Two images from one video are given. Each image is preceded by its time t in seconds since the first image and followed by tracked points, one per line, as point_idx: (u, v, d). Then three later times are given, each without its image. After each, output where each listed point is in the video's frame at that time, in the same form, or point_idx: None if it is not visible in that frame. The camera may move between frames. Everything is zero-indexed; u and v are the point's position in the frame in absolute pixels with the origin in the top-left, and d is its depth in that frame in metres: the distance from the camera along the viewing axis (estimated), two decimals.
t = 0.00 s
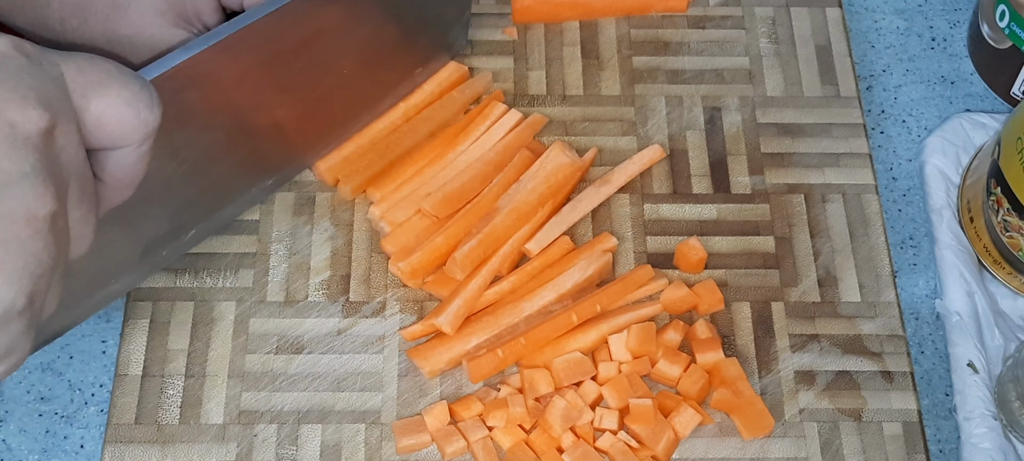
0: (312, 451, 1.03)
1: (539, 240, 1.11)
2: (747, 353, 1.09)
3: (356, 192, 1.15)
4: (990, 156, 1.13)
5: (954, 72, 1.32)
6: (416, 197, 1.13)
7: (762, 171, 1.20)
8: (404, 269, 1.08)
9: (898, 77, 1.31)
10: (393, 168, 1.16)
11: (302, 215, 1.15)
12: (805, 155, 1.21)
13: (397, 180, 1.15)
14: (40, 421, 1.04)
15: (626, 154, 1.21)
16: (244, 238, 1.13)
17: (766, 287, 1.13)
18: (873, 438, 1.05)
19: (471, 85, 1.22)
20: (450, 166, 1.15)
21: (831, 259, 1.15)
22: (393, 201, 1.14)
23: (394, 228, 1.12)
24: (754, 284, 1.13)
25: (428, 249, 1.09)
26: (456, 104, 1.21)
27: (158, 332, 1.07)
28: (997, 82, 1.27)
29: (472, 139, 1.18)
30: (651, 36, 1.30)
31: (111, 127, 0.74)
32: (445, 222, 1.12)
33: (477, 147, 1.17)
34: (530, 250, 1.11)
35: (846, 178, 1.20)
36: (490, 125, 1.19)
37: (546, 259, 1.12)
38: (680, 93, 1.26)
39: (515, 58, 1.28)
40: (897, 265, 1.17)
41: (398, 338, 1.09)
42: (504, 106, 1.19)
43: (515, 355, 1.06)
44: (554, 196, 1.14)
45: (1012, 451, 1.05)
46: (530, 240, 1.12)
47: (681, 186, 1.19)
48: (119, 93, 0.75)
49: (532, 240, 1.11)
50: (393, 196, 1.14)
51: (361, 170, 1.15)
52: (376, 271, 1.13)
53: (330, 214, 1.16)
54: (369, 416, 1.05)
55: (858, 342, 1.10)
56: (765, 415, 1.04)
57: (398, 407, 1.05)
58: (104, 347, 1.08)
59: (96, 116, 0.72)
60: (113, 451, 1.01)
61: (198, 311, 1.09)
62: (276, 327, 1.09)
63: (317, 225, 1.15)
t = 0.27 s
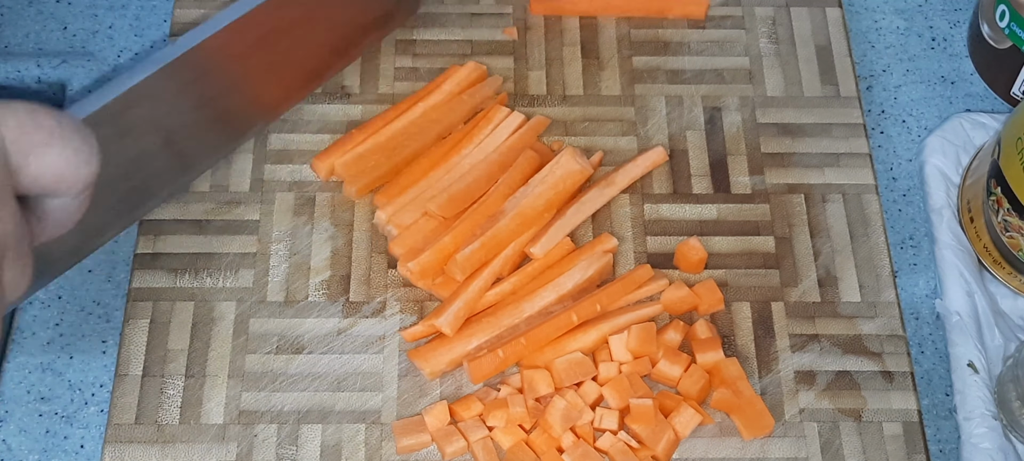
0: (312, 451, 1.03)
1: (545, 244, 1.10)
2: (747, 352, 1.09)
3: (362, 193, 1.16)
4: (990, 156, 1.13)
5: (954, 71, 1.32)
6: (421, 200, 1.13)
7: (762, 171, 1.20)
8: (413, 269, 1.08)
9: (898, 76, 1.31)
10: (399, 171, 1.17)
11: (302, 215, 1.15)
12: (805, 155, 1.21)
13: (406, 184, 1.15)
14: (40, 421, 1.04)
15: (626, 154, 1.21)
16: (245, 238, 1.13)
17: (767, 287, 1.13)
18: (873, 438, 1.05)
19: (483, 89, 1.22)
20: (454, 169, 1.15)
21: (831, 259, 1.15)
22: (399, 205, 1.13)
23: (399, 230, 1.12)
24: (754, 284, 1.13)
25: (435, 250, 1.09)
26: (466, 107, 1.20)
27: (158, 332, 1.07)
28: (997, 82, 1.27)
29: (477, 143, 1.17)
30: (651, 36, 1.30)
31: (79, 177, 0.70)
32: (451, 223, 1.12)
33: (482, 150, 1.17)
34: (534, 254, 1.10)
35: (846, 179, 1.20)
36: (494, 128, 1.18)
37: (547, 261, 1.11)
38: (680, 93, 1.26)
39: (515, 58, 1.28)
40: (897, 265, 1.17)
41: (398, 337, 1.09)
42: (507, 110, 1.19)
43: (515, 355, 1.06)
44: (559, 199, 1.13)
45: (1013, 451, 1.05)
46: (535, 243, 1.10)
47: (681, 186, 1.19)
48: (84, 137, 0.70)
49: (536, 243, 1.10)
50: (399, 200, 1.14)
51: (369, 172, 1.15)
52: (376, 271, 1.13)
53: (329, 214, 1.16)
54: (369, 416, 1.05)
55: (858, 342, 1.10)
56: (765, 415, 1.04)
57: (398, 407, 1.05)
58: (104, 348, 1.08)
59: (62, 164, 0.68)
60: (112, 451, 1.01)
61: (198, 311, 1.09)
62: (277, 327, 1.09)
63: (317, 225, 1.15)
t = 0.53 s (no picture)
0: (312, 451, 1.03)
1: (546, 246, 1.10)
2: (747, 352, 1.09)
3: (369, 194, 1.15)
4: (990, 156, 1.13)
5: (954, 71, 1.32)
6: (424, 202, 1.13)
7: (762, 171, 1.20)
8: (416, 269, 1.08)
9: (898, 77, 1.31)
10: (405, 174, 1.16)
11: (302, 215, 1.15)
12: (805, 155, 1.21)
13: (411, 185, 1.15)
14: (40, 421, 1.04)
15: (626, 154, 1.21)
16: (244, 238, 1.13)
17: (767, 287, 1.13)
18: (873, 438, 1.05)
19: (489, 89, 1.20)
20: (458, 171, 1.16)
21: (831, 259, 1.15)
22: (402, 206, 1.14)
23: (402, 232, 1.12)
24: (754, 283, 1.13)
25: (439, 250, 1.09)
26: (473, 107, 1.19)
27: (157, 331, 1.07)
28: (997, 81, 1.27)
29: (481, 144, 1.17)
30: (651, 36, 1.30)
31: (129, 171, 0.74)
32: (455, 223, 1.12)
33: (486, 151, 1.17)
34: (535, 255, 1.10)
35: (846, 179, 1.20)
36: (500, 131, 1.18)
37: (549, 262, 1.11)
38: (680, 93, 1.26)
39: (515, 58, 1.28)
40: (897, 265, 1.17)
41: (398, 337, 1.09)
42: (512, 112, 1.18)
43: (516, 355, 1.06)
44: (563, 201, 1.13)
45: (1013, 451, 1.05)
46: (536, 244, 1.11)
47: (681, 186, 1.19)
48: (136, 132, 0.75)
49: (539, 245, 1.10)
50: (402, 201, 1.14)
51: (376, 173, 1.14)
52: (376, 271, 1.13)
53: (330, 214, 1.16)
54: (368, 417, 1.05)
55: (858, 342, 1.10)
56: (765, 415, 1.04)
57: (398, 407, 1.05)
58: (104, 348, 1.08)
59: (114, 160, 0.72)
60: (113, 451, 1.01)
61: (198, 311, 1.09)
62: (277, 327, 1.09)
63: (317, 225, 1.15)
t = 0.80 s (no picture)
0: (312, 451, 1.03)
1: (546, 246, 1.10)
2: (747, 352, 1.09)
3: (368, 193, 1.15)
4: (990, 156, 1.13)
5: (953, 71, 1.32)
6: (424, 202, 1.13)
7: (762, 171, 1.20)
8: (415, 270, 1.08)
9: (898, 77, 1.31)
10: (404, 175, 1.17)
11: (302, 215, 1.15)
12: (805, 155, 1.21)
13: (411, 185, 1.15)
14: (40, 421, 1.04)
15: (626, 154, 1.21)
16: (245, 238, 1.13)
17: (767, 287, 1.13)
18: (873, 438, 1.05)
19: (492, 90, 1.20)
20: (458, 171, 1.15)
21: (831, 259, 1.15)
22: (403, 206, 1.14)
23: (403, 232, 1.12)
24: (754, 283, 1.13)
25: (439, 250, 1.09)
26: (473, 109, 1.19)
27: (158, 332, 1.07)
28: (997, 82, 1.27)
29: (481, 144, 1.17)
30: (651, 37, 1.30)
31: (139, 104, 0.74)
32: (455, 223, 1.12)
33: (486, 151, 1.17)
34: (535, 255, 1.10)
35: (846, 179, 1.20)
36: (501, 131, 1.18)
37: (549, 263, 1.11)
38: (680, 93, 1.26)
39: (515, 58, 1.28)
40: (897, 265, 1.17)
41: (398, 337, 1.09)
42: (512, 112, 1.18)
43: (516, 355, 1.06)
44: (563, 202, 1.13)
45: (1013, 451, 1.05)
46: (536, 244, 1.11)
47: (681, 186, 1.19)
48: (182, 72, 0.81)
49: (539, 245, 1.10)
50: (402, 201, 1.14)
51: (375, 172, 1.15)
52: (376, 270, 1.13)
53: (330, 214, 1.16)
54: (368, 417, 1.05)
55: (858, 342, 1.10)
56: (765, 415, 1.04)
57: (398, 407, 1.05)
58: (104, 347, 1.08)
59: (160, 88, 0.77)
60: (113, 451, 1.01)
61: (199, 311, 1.09)
62: (277, 327, 1.09)
63: (317, 225, 1.15)
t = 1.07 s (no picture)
0: (312, 451, 1.03)
1: (551, 250, 1.09)
2: (747, 352, 1.09)
3: (371, 196, 1.15)
4: (990, 156, 1.13)
5: (953, 71, 1.32)
6: (429, 206, 1.13)
7: (762, 171, 1.20)
8: (418, 270, 1.08)
9: (898, 77, 1.31)
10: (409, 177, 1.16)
11: (302, 215, 1.15)
12: (805, 155, 1.21)
13: (416, 189, 1.15)
14: (41, 421, 1.04)
15: (626, 154, 1.21)
16: (245, 238, 1.13)
17: (767, 287, 1.13)
18: (873, 438, 1.05)
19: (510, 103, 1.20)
20: (465, 177, 1.15)
21: (831, 259, 1.15)
22: (406, 209, 1.13)
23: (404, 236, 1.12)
24: (754, 283, 1.13)
25: (442, 252, 1.08)
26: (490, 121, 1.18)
27: (158, 331, 1.07)
28: (997, 81, 1.27)
29: (490, 152, 1.17)
30: (651, 37, 1.30)
31: (127, 176, 0.73)
32: (459, 227, 1.11)
33: (493, 159, 1.17)
34: (540, 260, 1.10)
35: (846, 178, 1.20)
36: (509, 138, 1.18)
37: (553, 268, 1.11)
38: (680, 93, 1.26)
39: (515, 58, 1.28)
40: (897, 265, 1.17)
41: (398, 337, 1.09)
42: (523, 122, 1.18)
43: (518, 356, 1.05)
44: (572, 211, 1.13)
45: (1012, 451, 1.05)
46: (542, 249, 1.10)
47: (681, 186, 1.19)
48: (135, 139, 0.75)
49: (545, 250, 1.09)
50: (406, 205, 1.13)
51: (382, 176, 1.14)
52: (376, 270, 1.13)
53: (330, 214, 1.16)
54: (369, 417, 1.05)
55: (858, 342, 1.10)
56: (765, 415, 1.04)
57: (398, 407, 1.05)
58: (104, 348, 1.08)
59: (111, 161, 0.71)
60: (113, 451, 1.01)
61: (199, 311, 1.09)
62: (277, 327, 1.09)
63: (317, 225, 1.15)
